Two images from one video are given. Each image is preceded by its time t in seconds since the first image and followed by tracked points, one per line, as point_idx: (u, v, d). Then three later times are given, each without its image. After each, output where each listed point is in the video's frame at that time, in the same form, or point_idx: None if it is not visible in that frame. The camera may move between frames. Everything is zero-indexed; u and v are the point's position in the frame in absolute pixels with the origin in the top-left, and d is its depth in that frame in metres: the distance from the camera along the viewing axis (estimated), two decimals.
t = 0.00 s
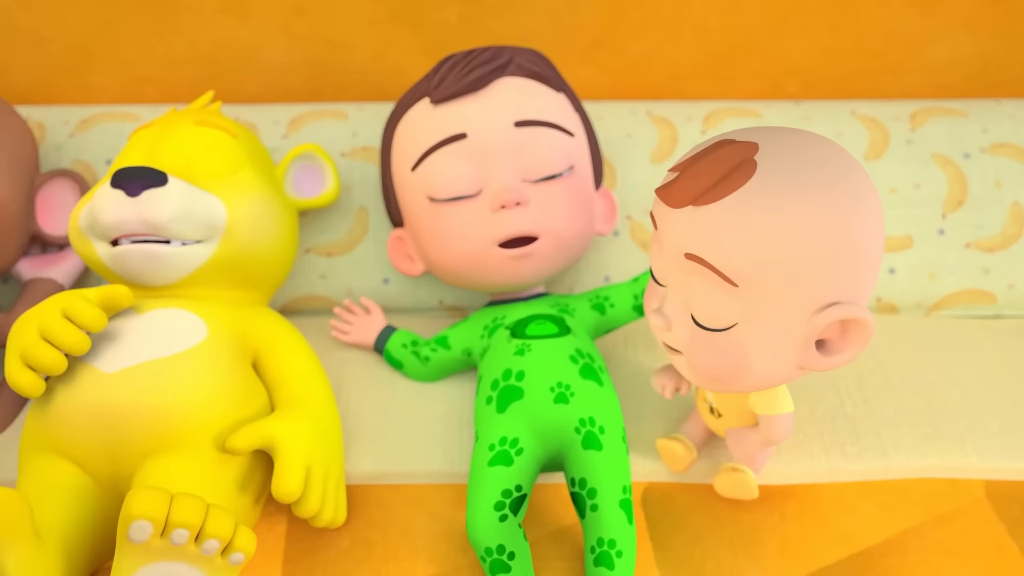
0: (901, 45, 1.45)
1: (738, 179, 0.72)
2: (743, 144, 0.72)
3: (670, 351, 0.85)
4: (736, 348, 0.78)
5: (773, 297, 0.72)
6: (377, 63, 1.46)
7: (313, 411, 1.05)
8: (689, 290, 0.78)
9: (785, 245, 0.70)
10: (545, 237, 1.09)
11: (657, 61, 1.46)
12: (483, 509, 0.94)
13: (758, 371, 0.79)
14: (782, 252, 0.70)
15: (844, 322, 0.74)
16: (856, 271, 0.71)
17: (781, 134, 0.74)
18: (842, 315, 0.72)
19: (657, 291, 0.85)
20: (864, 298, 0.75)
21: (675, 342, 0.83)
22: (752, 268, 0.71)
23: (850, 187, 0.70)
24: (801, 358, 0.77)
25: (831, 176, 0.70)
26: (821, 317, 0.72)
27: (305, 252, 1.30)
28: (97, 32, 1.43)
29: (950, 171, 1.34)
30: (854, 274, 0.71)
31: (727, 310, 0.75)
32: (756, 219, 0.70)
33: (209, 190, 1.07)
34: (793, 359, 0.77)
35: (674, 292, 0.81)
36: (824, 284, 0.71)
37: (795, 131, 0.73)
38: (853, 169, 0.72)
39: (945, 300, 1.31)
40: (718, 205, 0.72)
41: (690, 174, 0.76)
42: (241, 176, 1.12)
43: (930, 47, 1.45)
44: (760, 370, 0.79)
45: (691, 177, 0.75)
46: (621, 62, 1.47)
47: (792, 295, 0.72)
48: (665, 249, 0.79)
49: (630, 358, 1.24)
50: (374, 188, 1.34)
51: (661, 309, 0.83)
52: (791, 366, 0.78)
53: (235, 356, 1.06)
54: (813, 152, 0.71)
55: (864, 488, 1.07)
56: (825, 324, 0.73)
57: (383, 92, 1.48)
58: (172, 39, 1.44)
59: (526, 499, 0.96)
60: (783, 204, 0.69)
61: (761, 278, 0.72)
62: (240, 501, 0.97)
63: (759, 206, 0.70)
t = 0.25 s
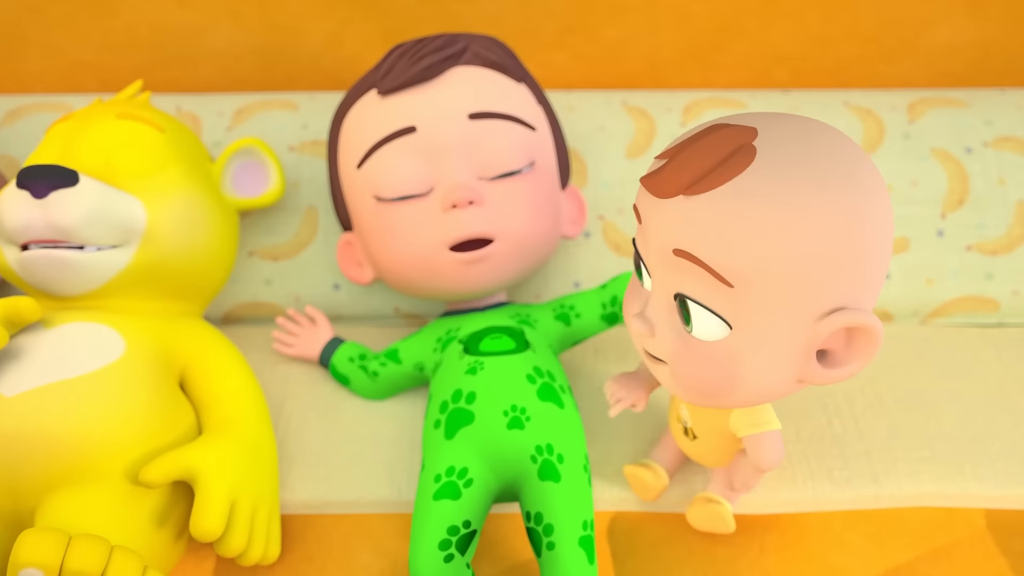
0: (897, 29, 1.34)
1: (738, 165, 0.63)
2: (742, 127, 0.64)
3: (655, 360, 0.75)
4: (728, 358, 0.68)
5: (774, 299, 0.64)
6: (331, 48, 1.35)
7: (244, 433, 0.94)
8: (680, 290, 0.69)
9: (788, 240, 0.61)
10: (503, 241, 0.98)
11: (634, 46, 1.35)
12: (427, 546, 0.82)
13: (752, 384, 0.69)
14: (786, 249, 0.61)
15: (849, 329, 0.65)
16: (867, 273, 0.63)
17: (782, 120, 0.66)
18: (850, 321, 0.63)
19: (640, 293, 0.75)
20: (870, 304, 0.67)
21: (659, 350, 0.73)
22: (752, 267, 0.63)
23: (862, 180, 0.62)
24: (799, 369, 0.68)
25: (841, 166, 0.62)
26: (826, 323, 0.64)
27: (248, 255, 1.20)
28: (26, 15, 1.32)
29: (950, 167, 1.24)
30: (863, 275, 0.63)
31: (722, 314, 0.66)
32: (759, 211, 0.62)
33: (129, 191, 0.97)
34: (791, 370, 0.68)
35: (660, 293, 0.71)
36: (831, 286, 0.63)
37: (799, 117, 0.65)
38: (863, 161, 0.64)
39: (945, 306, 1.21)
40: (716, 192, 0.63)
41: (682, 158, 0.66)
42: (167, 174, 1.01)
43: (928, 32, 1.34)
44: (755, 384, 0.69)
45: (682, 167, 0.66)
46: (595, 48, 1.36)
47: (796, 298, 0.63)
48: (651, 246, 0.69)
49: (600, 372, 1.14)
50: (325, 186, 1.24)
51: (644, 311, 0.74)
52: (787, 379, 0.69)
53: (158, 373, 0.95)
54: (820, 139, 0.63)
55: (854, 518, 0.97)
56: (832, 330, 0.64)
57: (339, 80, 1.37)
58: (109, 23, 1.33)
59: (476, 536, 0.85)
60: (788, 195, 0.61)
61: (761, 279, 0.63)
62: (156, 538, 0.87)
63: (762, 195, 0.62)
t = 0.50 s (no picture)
0: (897, 27, 1.33)
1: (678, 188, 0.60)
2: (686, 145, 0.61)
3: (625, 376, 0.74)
4: (690, 376, 0.67)
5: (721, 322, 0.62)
6: (327, 46, 1.34)
7: (238, 434, 0.93)
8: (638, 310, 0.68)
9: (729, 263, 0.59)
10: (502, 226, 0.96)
11: (632, 44, 1.35)
12: (423, 547, 0.81)
13: (716, 403, 0.68)
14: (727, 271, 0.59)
15: (808, 348, 0.61)
16: (820, 290, 0.59)
17: (732, 129, 0.62)
18: (806, 341, 0.60)
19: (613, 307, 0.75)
20: (839, 318, 0.62)
21: (630, 365, 0.73)
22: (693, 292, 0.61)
23: (810, 193, 0.58)
24: (762, 388, 0.65)
25: (785, 179, 0.58)
26: (779, 344, 0.60)
27: (244, 254, 1.19)
28: (21, 13, 1.31)
29: (951, 165, 1.23)
30: (817, 292, 0.59)
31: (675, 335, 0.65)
32: (697, 234, 0.59)
33: (122, 188, 0.96)
34: (755, 388, 0.65)
35: (624, 312, 0.71)
36: (779, 306, 0.60)
37: (751, 124, 0.61)
38: (816, 169, 0.59)
39: (946, 306, 1.20)
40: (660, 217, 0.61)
41: (633, 174, 0.64)
42: (161, 172, 1.00)
43: (929, 30, 1.33)
44: (719, 402, 0.68)
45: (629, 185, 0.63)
46: (594, 46, 1.35)
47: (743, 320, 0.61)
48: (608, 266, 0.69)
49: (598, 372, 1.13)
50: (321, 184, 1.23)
51: (614, 329, 0.74)
52: (753, 396, 0.66)
53: (151, 373, 0.95)
54: (766, 150, 0.59)
55: (854, 519, 0.96)
56: (785, 350, 0.60)
57: (336, 78, 1.36)
58: (104, 20, 1.32)
59: (472, 535, 0.84)
60: (726, 216, 0.58)
61: (703, 303, 0.61)
62: (149, 540, 0.86)
63: (697, 218, 0.59)
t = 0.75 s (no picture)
0: (900, 25, 1.33)
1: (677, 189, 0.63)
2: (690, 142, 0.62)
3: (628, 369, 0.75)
4: (685, 371, 0.67)
5: (719, 317, 0.62)
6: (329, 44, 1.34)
7: (240, 431, 0.93)
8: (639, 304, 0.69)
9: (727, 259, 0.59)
10: (511, 225, 0.92)
11: (635, 42, 1.34)
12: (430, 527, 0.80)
13: (711, 399, 0.68)
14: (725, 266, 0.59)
15: (805, 349, 0.61)
16: (817, 290, 0.59)
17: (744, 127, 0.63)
18: (802, 342, 0.59)
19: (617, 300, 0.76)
20: (839, 323, 0.62)
21: (630, 357, 0.74)
22: (690, 287, 0.61)
23: (812, 194, 0.58)
24: (758, 386, 0.65)
25: (789, 180, 0.59)
26: (774, 344, 0.60)
27: (246, 252, 1.19)
28: (22, 10, 1.30)
29: (954, 163, 1.23)
30: (816, 293, 0.59)
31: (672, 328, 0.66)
32: (696, 229, 0.60)
33: (124, 186, 0.96)
34: (750, 387, 0.65)
35: (626, 306, 0.71)
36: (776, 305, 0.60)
37: (769, 125, 0.62)
38: (822, 173, 0.59)
39: (947, 305, 1.20)
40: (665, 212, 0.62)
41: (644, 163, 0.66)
42: (162, 169, 1.00)
43: (931, 29, 1.33)
44: (714, 399, 0.68)
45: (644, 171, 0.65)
46: (596, 44, 1.34)
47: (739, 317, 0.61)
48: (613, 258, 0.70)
49: (601, 370, 1.13)
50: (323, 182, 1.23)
51: (616, 322, 0.74)
52: (748, 395, 0.66)
53: (153, 371, 0.94)
54: (772, 150, 0.60)
55: (858, 518, 0.96)
56: (780, 350, 0.60)
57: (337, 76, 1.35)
58: (105, 18, 1.31)
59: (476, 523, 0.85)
60: (725, 212, 0.59)
61: (702, 298, 0.61)
62: (151, 538, 0.86)
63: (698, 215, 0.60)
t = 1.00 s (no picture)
0: (904, 23, 1.33)
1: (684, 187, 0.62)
2: (705, 135, 0.60)
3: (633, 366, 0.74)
4: (688, 366, 0.66)
5: (724, 311, 0.61)
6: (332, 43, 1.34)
7: (245, 429, 0.93)
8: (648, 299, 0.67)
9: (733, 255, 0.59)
10: (525, 248, 0.95)
11: (638, 40, 1.34)
12: (431, 546, 0.82)
13: (715, 394, 0.66)
14: (731, 261, 0.59)
15: (809, 347, 0.60)
16: (824, 286, 0.58)
17: (752, 123, 0.62)
18: (807, 339, 0.59)
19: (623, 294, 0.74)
20: (845, 320, 0.61)
21: (634, 352, 0.72)
22: (696, 281, 0.61)
23: (820, 190, 0.58)
24: (763, 383, 0.63)
25: (797, 177, 0.58)
26: (780, 340, 0.59)
27: (249, 251, 1.19)
28: (25, 9, 1.30)
29: (958, 162, 1.22)
30: (823, 290, 0.59)
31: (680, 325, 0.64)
32: (702, 223, 0.60)
33: (130, 183, 0.96)
34: (755, 383, 0.64)
35: (632, 301, 0.70)
36: (783, 299, 0.59)
37: (775, 122, 0.62)
38: (830, 170, 0.59)
39: (951, 304, 1.20)
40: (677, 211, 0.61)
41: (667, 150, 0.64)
42: (167, 167, 1.00)
43: (935, 28, 1.33)
44: (718, 395, 0.66)
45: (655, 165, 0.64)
46: (599, 43, 1.34)
47: (745, 312, 0.60)
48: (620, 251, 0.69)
49: (606, 368, 1.13)
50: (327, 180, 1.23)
51: (622, 315, 0.72)
52: (753, 393, 0.65)
53: (157, 369, 0.94)
54: (781, 145, 0.59)
55: (863, 517, 0.96)
56: (785, 347, 0.59)
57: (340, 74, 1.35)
58: (108, 16, 1.31)
59: (479, 532, 0.85)
60: (733, 207, 0.59)
61: (709, 294, 0.61)
62: (157, 535, 0.86)
63: (703, 210, 0.60)
